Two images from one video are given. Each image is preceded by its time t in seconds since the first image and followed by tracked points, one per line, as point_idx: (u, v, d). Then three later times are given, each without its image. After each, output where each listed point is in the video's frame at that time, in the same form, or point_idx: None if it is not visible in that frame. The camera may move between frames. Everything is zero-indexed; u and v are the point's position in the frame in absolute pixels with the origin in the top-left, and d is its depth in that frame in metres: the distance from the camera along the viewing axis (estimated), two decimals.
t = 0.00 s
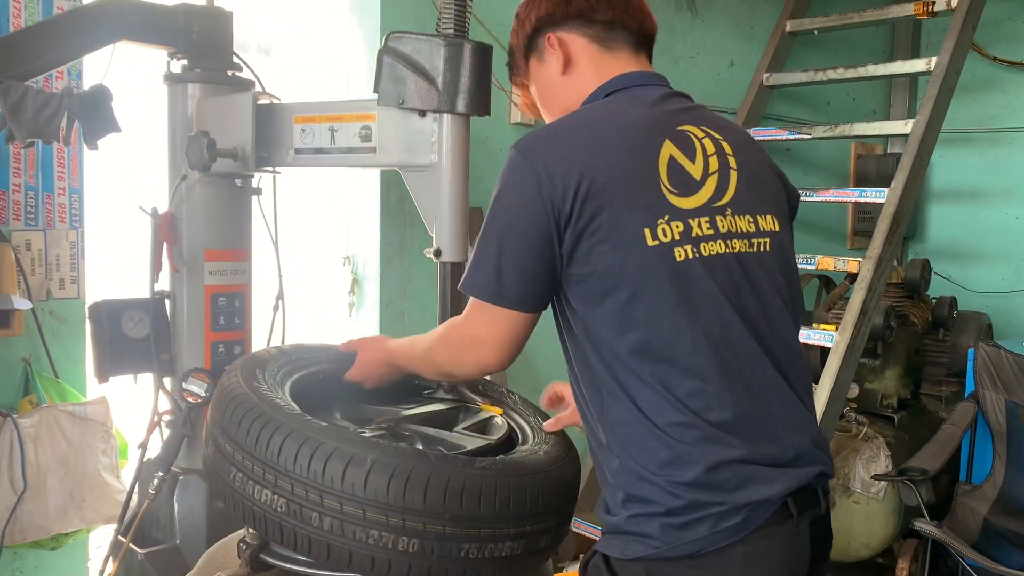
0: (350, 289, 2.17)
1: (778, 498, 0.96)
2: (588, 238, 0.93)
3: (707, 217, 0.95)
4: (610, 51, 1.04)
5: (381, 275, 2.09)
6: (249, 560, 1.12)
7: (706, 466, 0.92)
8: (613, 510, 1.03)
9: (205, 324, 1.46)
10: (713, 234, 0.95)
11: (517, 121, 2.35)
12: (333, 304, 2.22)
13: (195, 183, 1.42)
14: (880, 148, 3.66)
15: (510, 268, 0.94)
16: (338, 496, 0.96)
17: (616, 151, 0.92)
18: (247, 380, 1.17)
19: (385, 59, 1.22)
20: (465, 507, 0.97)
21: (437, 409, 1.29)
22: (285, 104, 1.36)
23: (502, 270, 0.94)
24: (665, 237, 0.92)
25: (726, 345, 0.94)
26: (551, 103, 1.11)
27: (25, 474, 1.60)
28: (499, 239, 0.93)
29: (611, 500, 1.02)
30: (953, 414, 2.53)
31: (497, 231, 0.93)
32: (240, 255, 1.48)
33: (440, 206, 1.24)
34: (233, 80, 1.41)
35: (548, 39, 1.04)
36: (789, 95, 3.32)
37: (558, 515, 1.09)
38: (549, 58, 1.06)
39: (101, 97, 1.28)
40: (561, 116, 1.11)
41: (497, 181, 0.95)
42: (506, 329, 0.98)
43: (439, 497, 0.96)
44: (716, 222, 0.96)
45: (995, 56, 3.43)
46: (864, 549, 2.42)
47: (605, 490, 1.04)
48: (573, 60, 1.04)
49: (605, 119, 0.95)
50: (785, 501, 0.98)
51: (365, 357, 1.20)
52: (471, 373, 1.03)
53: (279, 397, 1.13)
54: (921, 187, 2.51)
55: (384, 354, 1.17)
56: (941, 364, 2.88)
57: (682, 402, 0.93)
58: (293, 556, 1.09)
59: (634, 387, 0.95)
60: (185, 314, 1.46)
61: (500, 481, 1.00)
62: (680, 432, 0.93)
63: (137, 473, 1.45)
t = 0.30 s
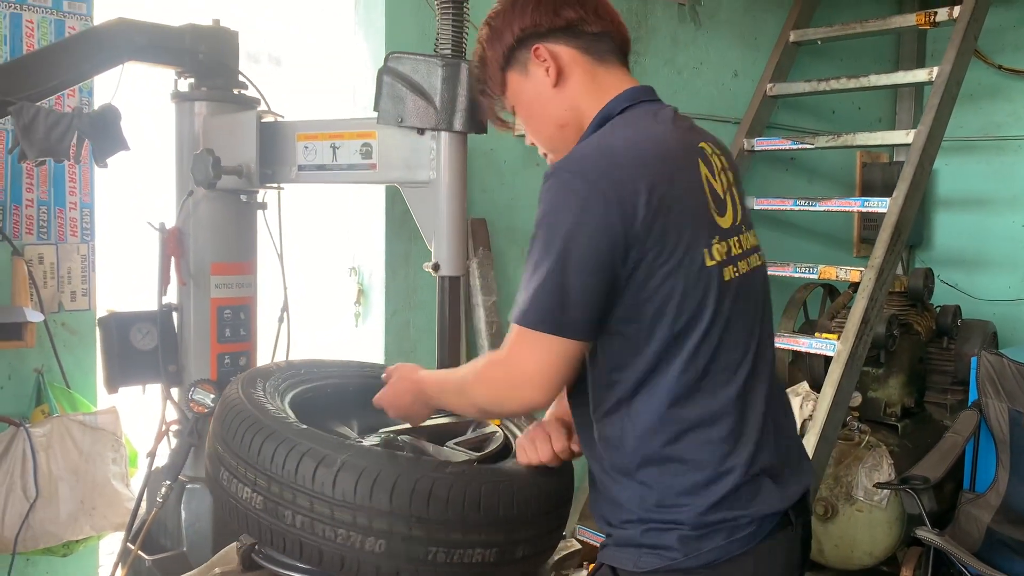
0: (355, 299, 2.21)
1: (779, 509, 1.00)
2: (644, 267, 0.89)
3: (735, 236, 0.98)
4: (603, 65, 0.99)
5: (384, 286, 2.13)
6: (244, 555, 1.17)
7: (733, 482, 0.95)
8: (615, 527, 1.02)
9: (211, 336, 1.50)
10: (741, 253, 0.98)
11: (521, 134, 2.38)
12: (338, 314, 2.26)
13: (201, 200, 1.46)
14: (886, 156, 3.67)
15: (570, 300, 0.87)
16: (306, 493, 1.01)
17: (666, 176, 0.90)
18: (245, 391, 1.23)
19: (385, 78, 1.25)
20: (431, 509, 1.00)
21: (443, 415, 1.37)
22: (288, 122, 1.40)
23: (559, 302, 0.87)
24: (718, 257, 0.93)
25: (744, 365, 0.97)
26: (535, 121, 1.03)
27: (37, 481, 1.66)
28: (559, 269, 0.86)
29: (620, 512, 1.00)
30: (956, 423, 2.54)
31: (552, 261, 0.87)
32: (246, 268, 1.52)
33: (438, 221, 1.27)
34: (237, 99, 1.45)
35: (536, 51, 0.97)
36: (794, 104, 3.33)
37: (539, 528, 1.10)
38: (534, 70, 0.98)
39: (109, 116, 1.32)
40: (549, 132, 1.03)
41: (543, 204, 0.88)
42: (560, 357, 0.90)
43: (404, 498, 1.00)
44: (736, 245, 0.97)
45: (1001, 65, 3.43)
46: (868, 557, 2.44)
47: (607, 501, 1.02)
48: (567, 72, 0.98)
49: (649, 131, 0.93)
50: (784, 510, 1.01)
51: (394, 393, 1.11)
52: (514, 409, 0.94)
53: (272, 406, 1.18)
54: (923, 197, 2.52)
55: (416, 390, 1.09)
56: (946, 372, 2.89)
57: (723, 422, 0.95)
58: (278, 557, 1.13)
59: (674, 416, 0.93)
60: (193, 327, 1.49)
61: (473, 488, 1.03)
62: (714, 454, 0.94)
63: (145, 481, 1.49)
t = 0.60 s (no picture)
0: (357, 310, 2.24)
1: (758, 514, 0.99)
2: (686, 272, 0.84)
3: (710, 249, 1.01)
4: (548, 87, 0.90)
5: (385, 297, 2.16)
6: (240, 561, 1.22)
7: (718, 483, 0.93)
8: (602, 524, 0.98)
9: (214, 348, 1.53)
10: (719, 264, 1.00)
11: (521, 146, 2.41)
12: (340, 325, 2.30)
13: (203, 215, 1.49)
14: (887, 165, 3.68)
15: (677, 307, 0.75)
16: (274, 501, 1.07)
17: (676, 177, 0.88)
18: (250, 397, 1.29)
19: (384, 97, 1.28)
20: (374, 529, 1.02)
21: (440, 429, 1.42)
22: (289, 139, 1.44)
23: (674, 315, 0.75)
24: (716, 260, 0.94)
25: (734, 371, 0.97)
26: (482, 151, 0.92)
27: (43, 491, 1.69)
28: (657, 271, 0.75)
29: (612, 512, 0.96)
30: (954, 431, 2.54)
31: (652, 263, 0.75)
32: (248, 281, 1.55)
33: (436, 235, 1.31)
34: (240, 116, 1.48)
35: (478, 80, 0.86)
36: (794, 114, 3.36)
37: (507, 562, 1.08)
38: (477, 101, 0.88)
39: (113, 133, 1.35)
40: (500, 161, 0.92)
41: (613, 197, 0.78)
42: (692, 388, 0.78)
43: (361, 521, 1.03)
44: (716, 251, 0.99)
45: (1000, 74, 3.45)
46: (866, 565, 2.44)
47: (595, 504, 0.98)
48: (513, 100, 0.88)
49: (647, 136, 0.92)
50: (763, 520, 1.00)
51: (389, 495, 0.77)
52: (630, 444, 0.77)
53: (274, 416, 1.22)
54: (921, 207, 2.54)
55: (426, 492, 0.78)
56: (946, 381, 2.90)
57: (716, 420, 0.94)
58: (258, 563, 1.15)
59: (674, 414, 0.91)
60: (196, 339, 1.52)
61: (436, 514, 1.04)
62: (706, 454, 0.93)
63: (149, 491, 1.52)
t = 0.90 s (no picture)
0: (358, 319, 2.26)
1: (695, 536, 0.92)
2: (589, 271, 0.82)
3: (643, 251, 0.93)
4: (487, 98, 0.88)
5: (386, 306, 2.18)
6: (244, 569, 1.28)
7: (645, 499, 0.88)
8: (531, 545, 0.93)
9: (216, 356, 1.55)
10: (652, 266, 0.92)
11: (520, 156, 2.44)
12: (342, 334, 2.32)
13: (206, 226, 1.51)
14: (885, 173, 3.70)
15: (543, 310, 0.75)
16: (255, 506, 1.09)
17: (578, 169, 0.85)
18: (250, 407, 1.32)
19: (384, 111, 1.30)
20: (332, 533, 1.00)
21: (437, 442, 1.43)
22: (290, 153, 1.46)
23: (539, 316, 0.75)
24: (636, 267, 0.87)
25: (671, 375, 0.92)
26: (428, 166, 0.90)
27: (48, 500, 1.72)
28: (523, 276, 0.76)
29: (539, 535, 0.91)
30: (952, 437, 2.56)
31: (515, 269, 0.76)
32: (249, 291, 1.57)
33: (434, 247, 1.34)
34: (241, 129, 1.51)
35: (416, 96, 0.85)
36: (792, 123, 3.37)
37: None
38: (417, 116, 0.87)
39: (117, 149, 1.39)
40: (447, 175, 0.91)
41: (478, 214, 0.79)
42: (580, 384, 0.77)
43: (318, 527, 1.01)
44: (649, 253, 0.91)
45: (996, 82, 3.47)
46: (865, 571, 2.47)
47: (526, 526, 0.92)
48: (450, 115, 0.86)
49: (552, 135, 0.88)
50: (702, 541, 0.93)
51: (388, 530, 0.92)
52: (529, 453, 0.79)
53: (272, 429, 1.25)
54: (917, 214, 2.56)
55: (424, 541, 0.90)
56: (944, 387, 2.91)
57: (640, 436, 0.87)
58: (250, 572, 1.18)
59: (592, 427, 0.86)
60: (198, 348, 1.55)
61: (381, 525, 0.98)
62: (628, 472, 0.87)
63: (153, 499, 1.54)
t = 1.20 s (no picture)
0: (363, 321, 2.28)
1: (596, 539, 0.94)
2: (438, 269, 0.88)
3: (532, 243, 0.96)
4: (395, 115, 1.02)
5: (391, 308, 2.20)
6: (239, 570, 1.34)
7: (523, 509, 0.90)
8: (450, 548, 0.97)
9: (221, 358, 1.57)
10: (539, 258, 0.96)
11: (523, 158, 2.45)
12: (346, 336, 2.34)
13: (212, 229, 1.53)
14: (886, 174, 3.71)
15: (371, 306, 0.83)
16: (241, 502, 1.16)
17: (429, 177, 0.91)
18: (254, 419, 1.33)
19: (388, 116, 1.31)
20: (298, 528, 1.07)
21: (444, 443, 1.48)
22: (295, 157, 1.48)
23: (354, 316, 0.83)
24: (498, 261, 0.91)
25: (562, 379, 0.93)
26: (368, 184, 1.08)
27: (55, 500, 1.74)
28: (348, 281, 0.84)
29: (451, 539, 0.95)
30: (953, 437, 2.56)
31: (339, 277, 0.85)
32: (254, 293, 1.59)
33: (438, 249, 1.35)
34: (247, 133, 1.52)
35: (335, 127, 1.02)
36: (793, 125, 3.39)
37: None
38: (345, 145, 1.04)
39: (125, 153, 1.41)
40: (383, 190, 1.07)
41: (327, 232, 0.88)
42: (407, 372, 0.83)
43: (287, 521, 1.08)
44: (539, 248, 0.97)
45: (997, 84, 3.48)
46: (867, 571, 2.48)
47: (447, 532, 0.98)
48: (364, 140, 1.02)
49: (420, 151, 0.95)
50: (602, 562, 0.93)
51: (361, 527, 1.01)
52: (386, 444, 0.85)
53: (281, 440, 1.26)
54: (917, 216, 2.57)
55: (389, 543, 0.98)
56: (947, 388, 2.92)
57: (521, 431, 0.90)
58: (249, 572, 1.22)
59: (464, 427, 0.91)
60: (204, 350, 1.56)
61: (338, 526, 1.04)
62: (507, 464, 0.90)
63: (159, 499, 1.55)
